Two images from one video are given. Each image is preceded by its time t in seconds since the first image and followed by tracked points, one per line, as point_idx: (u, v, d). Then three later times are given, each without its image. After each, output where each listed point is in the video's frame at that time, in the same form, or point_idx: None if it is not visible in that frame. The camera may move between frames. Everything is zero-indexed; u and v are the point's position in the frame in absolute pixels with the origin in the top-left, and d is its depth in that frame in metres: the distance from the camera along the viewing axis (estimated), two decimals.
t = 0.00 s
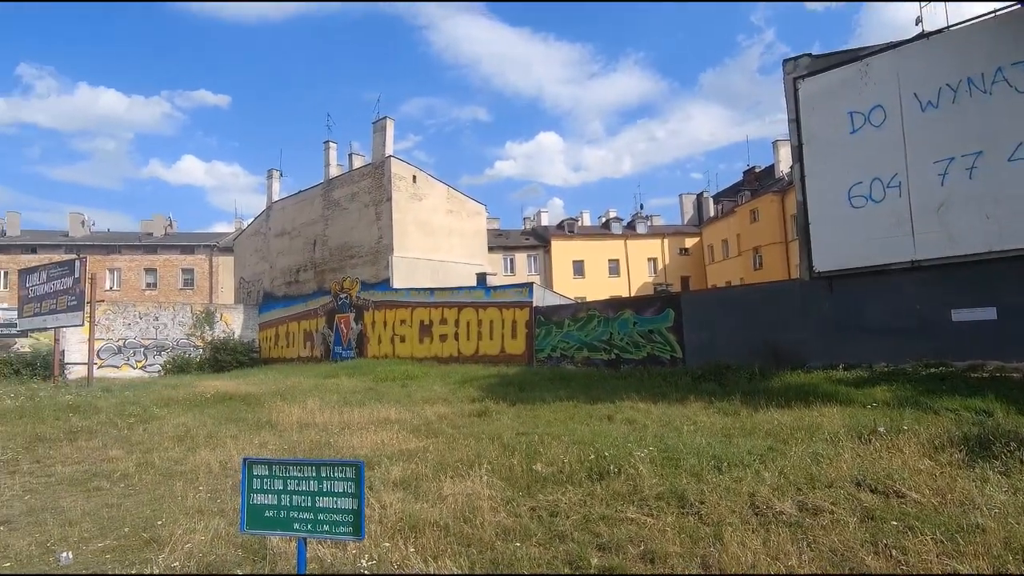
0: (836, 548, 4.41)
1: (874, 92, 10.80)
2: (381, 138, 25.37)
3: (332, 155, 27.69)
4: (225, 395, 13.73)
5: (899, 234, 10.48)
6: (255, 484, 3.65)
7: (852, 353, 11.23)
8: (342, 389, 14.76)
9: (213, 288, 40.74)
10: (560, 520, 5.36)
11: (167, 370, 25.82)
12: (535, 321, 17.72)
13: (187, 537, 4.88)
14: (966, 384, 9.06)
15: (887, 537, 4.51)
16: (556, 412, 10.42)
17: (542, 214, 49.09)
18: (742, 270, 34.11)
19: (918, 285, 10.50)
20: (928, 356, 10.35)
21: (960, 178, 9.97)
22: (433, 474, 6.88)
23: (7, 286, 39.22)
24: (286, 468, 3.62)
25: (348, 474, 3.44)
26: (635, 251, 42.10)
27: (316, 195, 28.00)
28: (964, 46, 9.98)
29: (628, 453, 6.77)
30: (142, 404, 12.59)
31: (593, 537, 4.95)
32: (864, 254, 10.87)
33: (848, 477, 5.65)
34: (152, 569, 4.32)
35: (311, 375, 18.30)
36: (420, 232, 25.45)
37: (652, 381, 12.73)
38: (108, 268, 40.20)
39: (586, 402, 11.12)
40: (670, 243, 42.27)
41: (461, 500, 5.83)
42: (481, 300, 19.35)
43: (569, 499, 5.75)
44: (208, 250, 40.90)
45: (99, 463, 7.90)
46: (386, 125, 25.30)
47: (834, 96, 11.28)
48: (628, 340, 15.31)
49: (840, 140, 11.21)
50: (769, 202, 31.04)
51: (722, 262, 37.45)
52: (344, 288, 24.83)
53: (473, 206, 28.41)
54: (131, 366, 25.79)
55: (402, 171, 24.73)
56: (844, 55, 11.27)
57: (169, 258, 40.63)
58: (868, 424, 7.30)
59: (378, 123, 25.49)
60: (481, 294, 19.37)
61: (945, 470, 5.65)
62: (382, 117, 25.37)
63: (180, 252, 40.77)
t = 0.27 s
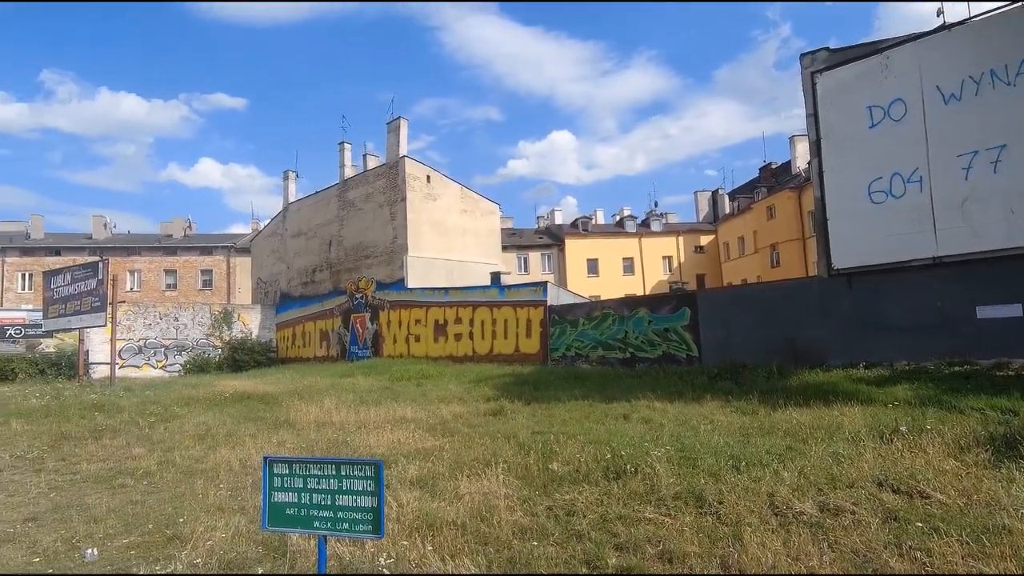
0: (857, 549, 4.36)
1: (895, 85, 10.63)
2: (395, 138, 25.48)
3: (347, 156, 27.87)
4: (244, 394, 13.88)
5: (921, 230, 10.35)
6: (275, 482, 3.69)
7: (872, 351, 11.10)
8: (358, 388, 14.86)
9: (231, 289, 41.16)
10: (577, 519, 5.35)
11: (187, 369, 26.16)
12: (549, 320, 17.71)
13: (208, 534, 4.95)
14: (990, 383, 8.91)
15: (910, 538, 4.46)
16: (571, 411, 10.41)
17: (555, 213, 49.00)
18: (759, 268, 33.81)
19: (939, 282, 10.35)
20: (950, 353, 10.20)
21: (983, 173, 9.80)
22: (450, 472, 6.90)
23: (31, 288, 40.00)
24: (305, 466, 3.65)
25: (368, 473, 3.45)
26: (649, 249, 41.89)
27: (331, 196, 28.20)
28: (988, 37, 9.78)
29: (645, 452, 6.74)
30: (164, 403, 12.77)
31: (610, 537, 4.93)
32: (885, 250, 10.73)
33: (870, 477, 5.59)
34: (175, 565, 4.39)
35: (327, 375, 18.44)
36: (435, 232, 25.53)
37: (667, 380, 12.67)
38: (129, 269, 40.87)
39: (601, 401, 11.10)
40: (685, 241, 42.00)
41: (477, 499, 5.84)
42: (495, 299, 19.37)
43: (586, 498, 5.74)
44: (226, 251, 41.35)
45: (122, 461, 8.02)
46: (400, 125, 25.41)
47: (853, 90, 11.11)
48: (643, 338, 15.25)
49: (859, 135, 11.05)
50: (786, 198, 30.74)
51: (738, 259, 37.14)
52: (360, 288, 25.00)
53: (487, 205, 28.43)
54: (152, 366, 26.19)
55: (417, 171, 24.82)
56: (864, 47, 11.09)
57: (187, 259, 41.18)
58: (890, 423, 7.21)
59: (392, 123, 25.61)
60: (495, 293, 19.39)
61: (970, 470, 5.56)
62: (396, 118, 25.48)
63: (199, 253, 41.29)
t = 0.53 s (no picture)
0: (881, 551, 4.31)
1: (917, 80, 10.42)
2: (410, 138, 25.57)
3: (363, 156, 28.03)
4: (262, 393, 14.00)
5: (945, 227, 10.12)
6: (295, 480, 3.73)
7: (894, 350, 10.95)
8: (374, 387, 14.94)
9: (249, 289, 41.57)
10: (594, 519, 5.33)
11: (207, 368, 26.48)
12: (564, 319, 17.67)
13: (230, 531, 5.00)
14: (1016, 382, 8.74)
15: (936, 541, 4.40)
16: (587, 411, 10.38)
17: (570, 212, 48.87)
18: (777, 266, 33.46)
19: (963, 280, 10.18)
20: (975, 352, 10.03)
21: (1009, 167, 9.57)
22: (466, 471, 6.91)
23: (56, 289, 40.78)
24: (326, 464, 3.67)
25: (387, 472, 3.46)
26: (665, 247, 41.61)
27: (347, 196, 28.38)
28: (1013, 28, 9.56)
29: (662, 452, 6.69)
30: (185, 401, 12.95)
31: (628, 538, 4.91)
32: (906, 247, 10.51)
33: (893, 479, 5.51)
34: (198, 562, 4.44)
35: (344, 374, 18.56)
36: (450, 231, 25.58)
37: (684, 379, 12.58)
38: (150, 270, 41.50)
39: (617, 401, 11.05)
40: (702, 239, 41.69)
41: (494, 498, 5.84)
42: (510, 298, 19.37)
43: (603, 498, 5.71)
44: (244, 252, 41.77)
45: (145, 459, 8.15)
46: (415, 125, 25.49)
47: (873, 85, 10.91)
48: (659, 337, 15.16)
49: (880, 131, 10.83)
50: (804, 195, 30.40)
51: (756, 257, 36.78)
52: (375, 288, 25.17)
53: (502, 204, 28.43)
54: (172, 365, 26.55)
55: (431, 171, 24.88)
56: (885, 42, 10.90)
57: (207, 260, 41.72)
58: (913, 423, 7.09)
59: (407, 124, 25.71)
60: (510, 292, 19.39)
61: (997, 472, 5.45)
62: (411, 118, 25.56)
63: (218, 254, 41.79)
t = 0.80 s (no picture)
0: (905, 555, 4.24)
1: (939, 73, 10.00)
2: (424, 139, 25.65)
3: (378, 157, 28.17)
4: (280, 392, 14.13)
5: (969, 225, 9.70)
6: (315, 479, 3.74)
7: (915, 350, 10.80)
8: (390, 387, 15.01)
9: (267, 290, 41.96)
10: (611, 520, 5.32)
11: (226, 368, 26.81)
12: (579, 319, 17.63)
13: (249, 528, 5.07)
14: None
15: (962, 545, 4.32)
16: (603, 410, 10.34)
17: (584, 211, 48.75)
18: (794, 264, 33.12)
19: (987, 278, 10.00)
20: (999, 352, 9.85)
21: None
22: (482, 471, 6.92)
23: (79, 290, 41.51)
24: (344, 464, 3.70)
25: (405, 471, 3.48)
26: (680, 246, 41.35)
27: (362, 197, 28.54)
28: None
29: (679, 453, 6.64)
30: (205, 401, 13.11)
31: (646, 539, 4.88)
32: (929, 246, 10.11)
33: (917, 481, 5.42)
34: (219, 559, 4.50)
35: (360, 373, 18.67)
36: (464, 231, 25.62)
37: (700, 379, 12.48)
38: (170, 271, 42.08)
39: (633, 401, 11.00)
40: (717, 237, 41.38)
41: (510, 498, 5.84)
42: (524, 298, 19.36)
43: (620, 499, 5.69)
44: (261, 253, 42.19)
45: (166, 457, 8.26)
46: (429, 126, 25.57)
47: (893, 79, 10.47)
48: (675, 337, 15.07)
49: (901, 126, 10.42)
50: (822, 192, 30.06)
51: (773, 255, 36.43)
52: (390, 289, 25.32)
53: (516, 204, 28.42)
54: (193, 365, 27.00)
55: (446, 171, 24.93)
56: (906, 34, 10.45)
57: (225, 261, 42.22)
58: (937, 424, 6.97)
59: (421, 125, 25.80)
60: (524, 292, 19.38)
61: None
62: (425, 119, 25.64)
63: (236, 255, 42.26)
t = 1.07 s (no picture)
0: (935, 559, 4.16)
1: (966, 66, 9.79)
2: (441, 139, 25.73)
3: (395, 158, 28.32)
4: (301, 392, 14.27)
5: (997, 220, 9.43)
6: (339, 477, 3.77)
7: (943, 349, 10.59)
8: (408, 386, 15.09)
9: (286, 290, 42.39)
10: (632, 520, 5.29)
11: (247, 367, 27.14)
12: (596, 318, 17.57)
13: (273, 525, 5.13)
14: None
15: (994, 549, 4.23)
16: (621, 410, 10.29)
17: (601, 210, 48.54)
18: (816, 262, 32.69)
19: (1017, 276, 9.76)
20: None
21: None
22: (502, 470, 6.93)
23: (106, 291, 42.28)
24: (368, 462, 3.72)
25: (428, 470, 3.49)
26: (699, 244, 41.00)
27: (380, 197, 28.71)
28: None
29: (700, 453, 6.59)
30: (227, 400, 13.28)
31: (667, 539, 4.84)
32: (955, 241, 9.91)
33: (946, 484, 5.32)
34: (243, 555, 4.56)
35: (378, 373, 18.78)
36: (481, 231, 25.65)
37: (720, 379, 12.37)
38: (193, 272, 42.69)
39: (652, 401, 10.94)
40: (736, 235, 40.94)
41: (530, 498, 5.83)
42: (541, 298, 19.34)
43: (640, 499, 5.66)
44: (281, 254, 42.62)
45: (191, 455, 8.38)
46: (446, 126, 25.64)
47: (919, 73, 10.31)
48: (694, 336, 14.95)
49: (926, 120, 10.22)
50: (845, 188, 29.62)
51: (793, 253, 35.98)
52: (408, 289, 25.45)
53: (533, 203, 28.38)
54: (215, 365, 27.45)
55: (463, 172, 24.98)
56: (932, 26, 10.24)
57: (246, 262, 42.74)
58: (966, 425, 6.83)
59: (437, 125, 25.89)
60: (541, 292, 19.36)
61: None
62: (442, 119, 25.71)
63: (256, 256, 42.75)
